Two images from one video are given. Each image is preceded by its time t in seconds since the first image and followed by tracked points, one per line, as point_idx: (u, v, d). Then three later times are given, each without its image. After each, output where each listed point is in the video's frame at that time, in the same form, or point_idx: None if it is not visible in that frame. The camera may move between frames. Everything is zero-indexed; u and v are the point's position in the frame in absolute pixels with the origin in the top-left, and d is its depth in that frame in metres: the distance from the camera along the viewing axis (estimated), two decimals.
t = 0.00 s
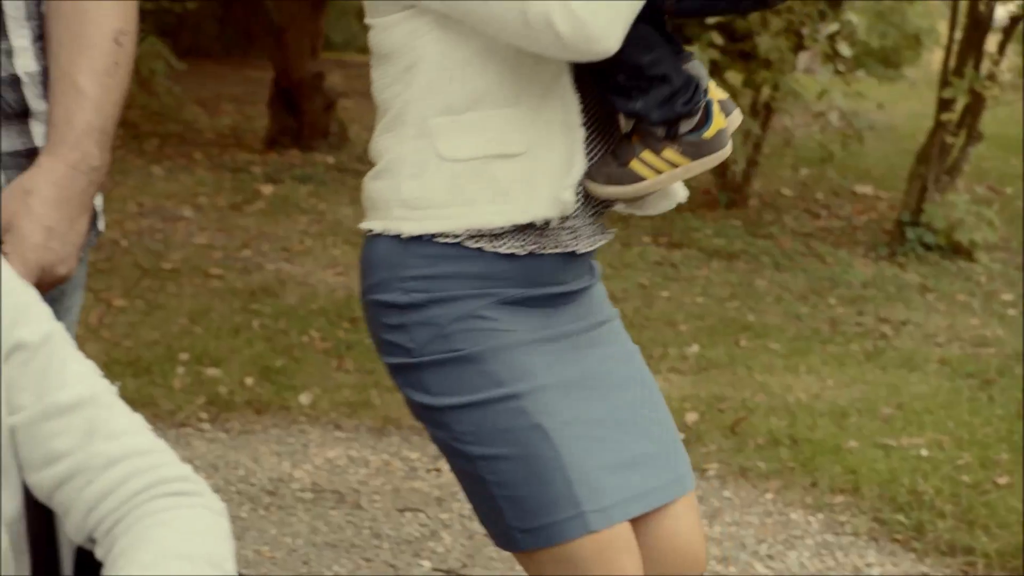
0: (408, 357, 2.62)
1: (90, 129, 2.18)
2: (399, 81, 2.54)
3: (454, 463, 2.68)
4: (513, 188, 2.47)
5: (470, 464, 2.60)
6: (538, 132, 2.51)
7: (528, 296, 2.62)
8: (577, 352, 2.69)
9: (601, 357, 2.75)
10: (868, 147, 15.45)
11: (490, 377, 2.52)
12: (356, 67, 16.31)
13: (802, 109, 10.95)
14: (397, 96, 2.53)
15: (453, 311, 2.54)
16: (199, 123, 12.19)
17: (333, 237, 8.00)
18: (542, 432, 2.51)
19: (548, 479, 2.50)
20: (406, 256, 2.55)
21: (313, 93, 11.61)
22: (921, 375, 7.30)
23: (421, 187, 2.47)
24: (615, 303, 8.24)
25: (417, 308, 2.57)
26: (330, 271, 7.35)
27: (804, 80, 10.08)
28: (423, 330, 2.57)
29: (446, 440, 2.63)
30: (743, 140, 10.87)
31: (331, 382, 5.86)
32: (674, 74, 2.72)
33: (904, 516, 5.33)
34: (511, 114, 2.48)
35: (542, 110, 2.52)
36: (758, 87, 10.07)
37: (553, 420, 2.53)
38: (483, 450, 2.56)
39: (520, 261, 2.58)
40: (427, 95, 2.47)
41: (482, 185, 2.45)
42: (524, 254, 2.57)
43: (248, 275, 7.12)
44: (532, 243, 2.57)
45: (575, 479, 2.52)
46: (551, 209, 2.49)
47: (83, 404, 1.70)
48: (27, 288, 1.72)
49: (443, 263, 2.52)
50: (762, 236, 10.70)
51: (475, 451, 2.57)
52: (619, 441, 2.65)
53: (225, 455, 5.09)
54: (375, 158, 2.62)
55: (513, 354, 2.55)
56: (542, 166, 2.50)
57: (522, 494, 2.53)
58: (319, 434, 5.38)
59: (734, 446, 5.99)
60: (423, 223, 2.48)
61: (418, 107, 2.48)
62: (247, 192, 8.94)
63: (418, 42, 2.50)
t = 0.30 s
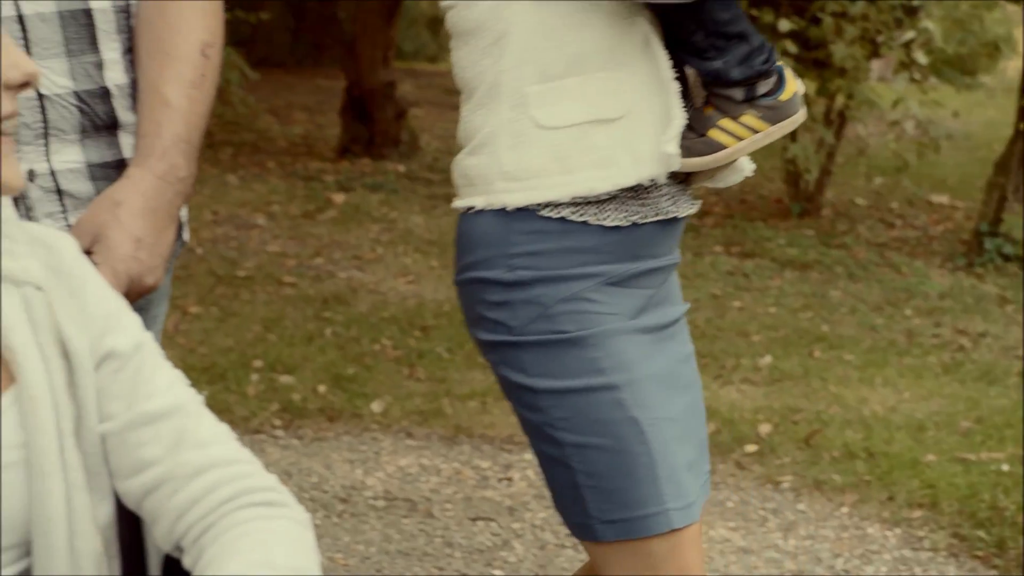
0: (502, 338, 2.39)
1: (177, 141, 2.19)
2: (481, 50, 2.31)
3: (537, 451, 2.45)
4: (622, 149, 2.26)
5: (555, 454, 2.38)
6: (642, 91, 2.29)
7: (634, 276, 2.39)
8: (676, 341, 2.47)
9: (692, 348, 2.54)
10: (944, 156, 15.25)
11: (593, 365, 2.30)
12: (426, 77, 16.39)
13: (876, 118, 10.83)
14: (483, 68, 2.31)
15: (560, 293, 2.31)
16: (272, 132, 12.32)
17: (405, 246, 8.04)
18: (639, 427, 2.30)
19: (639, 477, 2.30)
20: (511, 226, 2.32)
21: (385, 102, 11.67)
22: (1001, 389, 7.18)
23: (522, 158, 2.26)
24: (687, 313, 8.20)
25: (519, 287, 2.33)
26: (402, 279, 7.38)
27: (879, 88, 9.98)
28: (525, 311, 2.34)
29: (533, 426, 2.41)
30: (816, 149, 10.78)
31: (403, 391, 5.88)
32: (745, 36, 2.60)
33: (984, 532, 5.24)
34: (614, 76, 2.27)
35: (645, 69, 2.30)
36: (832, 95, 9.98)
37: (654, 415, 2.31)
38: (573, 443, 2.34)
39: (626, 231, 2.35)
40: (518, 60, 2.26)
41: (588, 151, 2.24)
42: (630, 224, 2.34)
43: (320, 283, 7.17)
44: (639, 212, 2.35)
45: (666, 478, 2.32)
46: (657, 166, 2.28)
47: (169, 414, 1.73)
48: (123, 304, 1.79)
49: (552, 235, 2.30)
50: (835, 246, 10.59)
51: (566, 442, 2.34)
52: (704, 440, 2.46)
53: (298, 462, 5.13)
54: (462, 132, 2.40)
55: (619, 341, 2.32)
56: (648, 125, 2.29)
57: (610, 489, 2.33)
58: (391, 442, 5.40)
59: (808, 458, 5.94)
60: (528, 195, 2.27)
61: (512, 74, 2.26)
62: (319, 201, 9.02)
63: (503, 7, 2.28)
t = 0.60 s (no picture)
0: (603, 309, 2.43)
1: (272, 142, 2.21)
2: (583, 20, 2.36)
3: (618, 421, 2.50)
4: (734, 118, 2.31)
5: (646, 429, 2.43)
6: (748, 58, 2.35)
7: (733, 257, 2.47)
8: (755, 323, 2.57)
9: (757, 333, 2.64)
10: None
11: (700, 342, 2.38)
12: (504, 76, 16.41)
13: (963, 114, 10.64)
14: (583, 39, 2.36)
15: (673, 267, 2.38)
16: (352, 132, 12.41)
17: (484, 245, 8.05)
18: (734, 409, 2.39)
19: (729, 458, 2.39)
20: (628, 198, 2.37)
21: (464, 101, 11.67)
22: None
23: (632, 127, 2.31)
24: (770, 313, 8.12)
25: (631, 258, 2.39)
26: (482, 278, 7.39)
27: (966, 84, 9.81)
28: (635, 283, 2.39)
29: (624, 400, 2.45)
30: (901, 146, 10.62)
31: (484, 390, 5.88)
32: None
33: None
34: (719, 47, 2.33)
35: (750, 38, 2.37)
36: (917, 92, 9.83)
37: (746, 397, 2.41)
38: (670, 419, 2.39)
39: (734, 202, 2.41)
40: (627, 28, 2.30)
41: (698, 120, 2.30)
42: (738, 195, 2.40)
43: (401, 281, 7.21)
44: (751, 183, 2.40)
45: (750, 459, 2.42)
46: (778, 138, 2.35)
47: (270, 410, 1.74)
48: (221, 303, 1.80)
49: (671, 211, 2.36)
50: (921, 244, 10.43)
51: (662, 417, 2.40)
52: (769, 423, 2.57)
53: (381, 460, 5.16)
54: (560, 104, 2.44)
55: (722, 321, 2.40)
56: (759, 94, 2.34)
57: (700, 466, 2.40)
58: (472, 441, 5.40)
59: (896, 460, 5.85)
60: (641, 164, 2.32)
61: (619, 44, 2.31)
62: (399, 200, 9.06)
63: None
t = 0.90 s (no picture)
0: (703, 300, 2.58)
1: (352, 141, 2.21)
2: (673, 14, 2.51)
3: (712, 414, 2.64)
4: (826, 104, 2.46)
5: (742, 422, 2.59)
6: (840, 45, 2.48)
7: (821, 249, 2.63)
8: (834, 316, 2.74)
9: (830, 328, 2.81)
10: None
11: (798, 334, 2.54)
12: (574, 75, 16.35)
13: None
14: (674, 31, 2.51)
15: (771, 258, 2.53)
16: (422, 131, 12.43)
17: (555, 245, 8.03)
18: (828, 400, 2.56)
19: (825, 447, 2.56)
20: (729, 190, 2.52)
21: (535, 101, 11.58)
22: None
23: (727, 114, 2.46)
24: (845, 315, 8.01)
25: (732, 250, 2.54)
26: (552, 279, 7.37)
27: None
28: (735, 273, 2.54)
29: (720, 392, 2.60)
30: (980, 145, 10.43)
31: (555, 390, 5.86)
32: None
33: None
34: (810, 32, 2.46)
35: (840, 19, 2.48)
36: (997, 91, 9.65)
37: (837, 387, 2.59)
38: (768, 410, 2.55)
39: (826, 189, 2.57)
40: (719, 19, 2.45)
41: (792, 106, 2.45)
42: (832, 183, 2.56)
43: (472, 282, 7.21)
44: (843, 171, 2.56)
45: (840, 448, 2.60)
46: (874, 119, 2.47)
47: (351, 411, 1.73)
48: (304, 302, 1.80)
49: (772, 202, 2.52)
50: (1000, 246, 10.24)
51: (762, 409, 2.55)
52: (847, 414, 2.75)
53: (452, 460, 5.15)
54: (646, 96, 2.58)
55: (815, 313, 2.58)
56: (851, 81, 2.48)
57: (797, 459, 2.56)
58: (543, 442, 5.38)
59: (975, 466, 5.74)
60: (736, 149, 2.46)
61: (712, 34, 2.46)
62: (470, 200, 9.07)
63: None
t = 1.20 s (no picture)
0: (805, 318, 2.53)
1: (437, 154, 2.22)
2: (769, 26, 2.45)
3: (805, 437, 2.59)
4: (933, 111, 2.40)
5: (837, 447, 2.54)
6: (947, 49, 2.42)
7: (926, 271, 2.58)
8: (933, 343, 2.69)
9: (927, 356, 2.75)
10: None
11: (902, 360, 2.49)
12: (647, 85, 16.29)
13: None
14: (772, 43, 2.45)
15: (878, 277, 2.48)
16: (495, 140, 12.45)
17: (628, 256, 7.99)
18: (928, 430, 2.51)
19: (921, 479, 2.51)
20: (836, 205, 2.47)
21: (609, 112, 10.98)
22: None
23: (830, 124, 2.40)
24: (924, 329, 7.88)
25: (838, 267, 2.49)
26: (625, 290, 7.33)
27: None
28: (841, 292, 2.49)
29: (816, 414, 2.55)
30: None
31: (628, 403, 5.82)
32: None
33: None
34: (912, 37, 2.40)
35: (945, 24, 2.43)
36: None
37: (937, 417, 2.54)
38: (866, 437, 2.50)
39: (931, 203, 2.51)
40: (820, 27, 2.40)
41: (898, 115, 2.39)
42: (938, 195, 2.50)
43: (544, 292, 7.20)
44: (947, 181, 2.49)
45: (936, 481, 2.54)
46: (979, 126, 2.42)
47: (436, 426, 1.72)
48: (388, 315, 1.80)
49: (880, 220, 2.47)
50: None
51: (858, 436, 2.51)
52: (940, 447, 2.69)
53: (525, 472, 5.13)
54: (743, 112, 2.52)
55: (920, 338, 2.52)
56: (959, 85, 2.42)
57: (891, 489, 2.51)
58: (617, 454, 5.34)
59: None
60: (841, 160, 2.41)
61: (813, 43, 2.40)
62: (542, 211, 9.06)
63: None
